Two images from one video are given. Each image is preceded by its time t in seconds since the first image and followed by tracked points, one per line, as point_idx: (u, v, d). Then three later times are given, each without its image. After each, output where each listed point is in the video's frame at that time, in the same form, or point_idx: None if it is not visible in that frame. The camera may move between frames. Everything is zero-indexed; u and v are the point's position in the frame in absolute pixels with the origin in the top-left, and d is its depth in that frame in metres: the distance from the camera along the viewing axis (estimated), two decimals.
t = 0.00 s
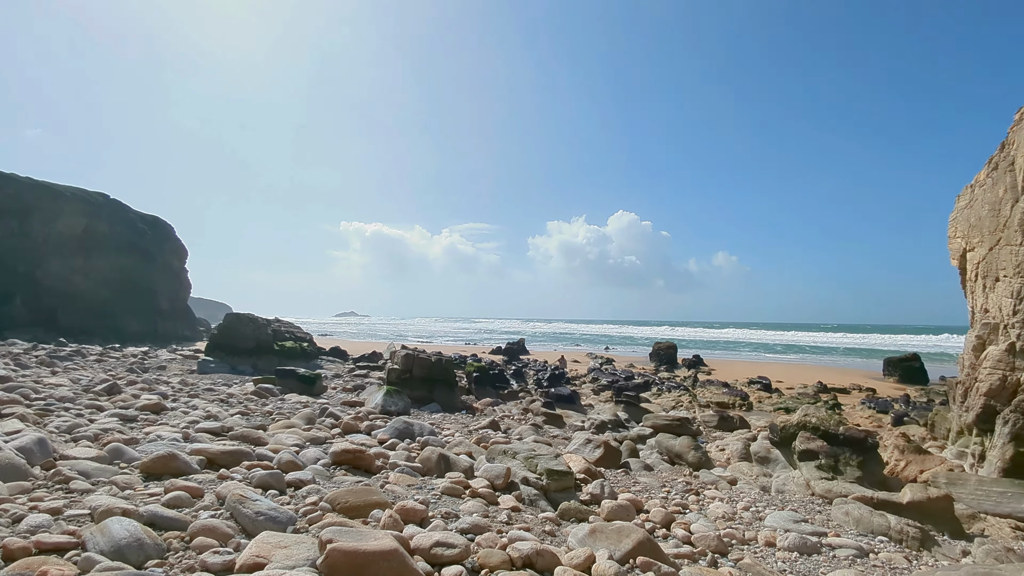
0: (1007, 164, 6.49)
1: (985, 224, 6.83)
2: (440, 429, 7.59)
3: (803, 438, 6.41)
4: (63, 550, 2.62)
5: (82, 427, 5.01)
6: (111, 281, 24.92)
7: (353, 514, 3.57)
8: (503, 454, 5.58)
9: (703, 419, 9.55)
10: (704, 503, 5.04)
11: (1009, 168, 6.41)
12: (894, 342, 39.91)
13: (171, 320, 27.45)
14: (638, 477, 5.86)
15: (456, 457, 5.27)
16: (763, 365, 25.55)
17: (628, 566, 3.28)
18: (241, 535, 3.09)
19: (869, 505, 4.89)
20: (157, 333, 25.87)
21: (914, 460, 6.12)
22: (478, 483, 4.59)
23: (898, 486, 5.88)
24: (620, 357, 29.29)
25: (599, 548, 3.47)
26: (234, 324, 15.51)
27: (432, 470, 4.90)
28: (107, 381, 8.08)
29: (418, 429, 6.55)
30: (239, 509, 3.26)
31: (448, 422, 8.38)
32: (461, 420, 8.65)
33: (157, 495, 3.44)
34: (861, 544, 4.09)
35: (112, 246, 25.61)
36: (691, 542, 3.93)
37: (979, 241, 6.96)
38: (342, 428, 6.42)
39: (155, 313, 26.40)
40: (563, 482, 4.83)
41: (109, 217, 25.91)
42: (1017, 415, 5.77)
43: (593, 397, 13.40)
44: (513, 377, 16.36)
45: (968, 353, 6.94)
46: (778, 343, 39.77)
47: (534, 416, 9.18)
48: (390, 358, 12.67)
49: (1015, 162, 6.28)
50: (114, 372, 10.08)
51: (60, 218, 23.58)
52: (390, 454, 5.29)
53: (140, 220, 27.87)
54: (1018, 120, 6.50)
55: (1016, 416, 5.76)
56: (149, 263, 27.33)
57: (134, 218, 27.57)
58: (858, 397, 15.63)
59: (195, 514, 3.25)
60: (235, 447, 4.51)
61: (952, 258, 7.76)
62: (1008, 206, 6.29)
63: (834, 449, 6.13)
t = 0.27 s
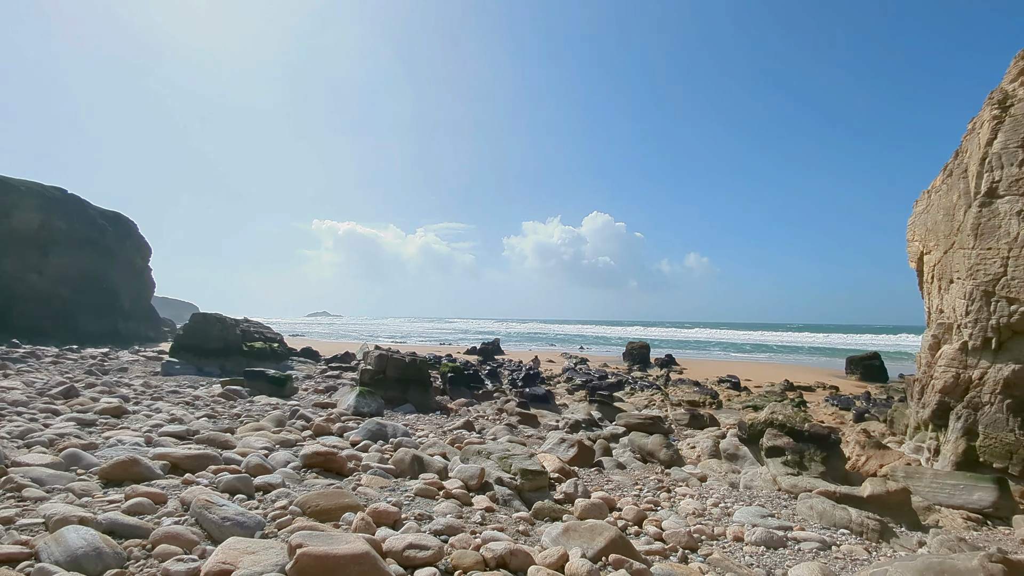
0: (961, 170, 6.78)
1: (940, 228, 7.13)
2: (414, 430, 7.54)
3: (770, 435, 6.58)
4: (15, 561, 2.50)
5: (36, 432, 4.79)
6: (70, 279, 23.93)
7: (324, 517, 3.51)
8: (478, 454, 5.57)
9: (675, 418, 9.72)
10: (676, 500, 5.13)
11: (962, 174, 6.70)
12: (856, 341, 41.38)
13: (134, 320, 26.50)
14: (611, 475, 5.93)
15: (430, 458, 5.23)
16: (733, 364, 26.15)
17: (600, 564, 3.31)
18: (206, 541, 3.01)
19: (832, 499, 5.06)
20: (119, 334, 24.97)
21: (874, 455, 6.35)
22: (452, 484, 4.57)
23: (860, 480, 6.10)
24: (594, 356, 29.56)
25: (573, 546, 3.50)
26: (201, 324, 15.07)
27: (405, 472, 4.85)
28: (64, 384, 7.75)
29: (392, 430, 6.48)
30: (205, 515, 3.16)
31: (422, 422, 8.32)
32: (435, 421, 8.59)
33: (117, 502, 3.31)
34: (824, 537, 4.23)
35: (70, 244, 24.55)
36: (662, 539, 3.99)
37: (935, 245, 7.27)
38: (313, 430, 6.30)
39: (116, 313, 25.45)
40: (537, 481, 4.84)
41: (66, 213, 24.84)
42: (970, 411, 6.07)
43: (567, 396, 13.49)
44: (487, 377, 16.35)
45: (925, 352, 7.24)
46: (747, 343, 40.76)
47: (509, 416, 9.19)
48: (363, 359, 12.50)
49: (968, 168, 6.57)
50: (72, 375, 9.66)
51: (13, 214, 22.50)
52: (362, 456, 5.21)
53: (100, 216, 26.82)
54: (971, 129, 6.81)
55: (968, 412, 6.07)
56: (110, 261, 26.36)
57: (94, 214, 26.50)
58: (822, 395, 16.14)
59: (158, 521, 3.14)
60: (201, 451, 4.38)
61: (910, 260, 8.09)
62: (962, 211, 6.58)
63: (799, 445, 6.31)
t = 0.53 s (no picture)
0: (916, 176, 7.09)
1: (896, 232, 7.44)
2: (386, 432, 7.45)
3: (736, 432, 6.75)
4: None
5: None
6: (21, 278, 22.80)
7: (292, 522, 3.44)
8: (450, 455, 5.54)
9: (646, 416, 9.87)
10: (646, 498, 5.21)
11: (917, 180, 7.01)
12: (819, 340, 42.80)
13: (90, 321, 25.40)
14: (583, 474, 5.98)
15: (402, 460, 5.17)
16: (702, 363, 26.72)
17: (572, 562, 3.34)
18: (167, 550, 2.90)
19: (795, 494, 5.22)
20: (74, 336, 23.89)
21: (835, 450, 6.59)
22: (424, 486, 4.53)
23: (821, 475, 6.31)
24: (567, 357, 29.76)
25: (545, 545, 3.52)
26: (163, 325, 14.55)
27: (376, 475, 4.79)
28: (15, 388, 7.37)
29: (363, 432, 6.39)
30: (166, 522, 3.06)
31: (394, 424, 8.22)
32: (408, 422, 8.50)
33: (72, 511, 3.17)
34: (788, 530, 4.36)
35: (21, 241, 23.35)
36: (633, 536, 4.05)
37: (892, 247, 7.58)
38: (282, 433, 6.16)
39: (71, 314, 24.34)
40: (510, 481, 4.85)
41: (17, 209, 23.62)
42: (923, 407, 6.37)
43: (540, 396, 13.55)
44: (461, 378, 16.28)
45: (882, 351, 7.54)
46: (715, 342, 41.70)
47: (482, 417, 9.17)
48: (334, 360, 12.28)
49: (922, 174, 6.87)
50: (23, 379, 9.20)
51: None
52: (332, 458, 5.12)
53: (54, 212, 25.62)
54: (925, 136, 7.13)
55: (922, 408, 6.36)
56: (65, 259, 25.22)
57: (47, 210, 25.27)
58: (786, 392, 16.64)
59: (116, 530, 3.02)
60: (162, 457, 4.23)
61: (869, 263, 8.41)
62: (916, 215, 6.88)
63: (764, 442, 6.49)
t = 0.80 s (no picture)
0: (870, 181, 7.40)
1: (851, 234, 7.76)
2: (353, 435, 7.32)
3: (701, 429, 6.92)
4: None
5: None
6: None
7: (255, 529, 3.34)
8: (419, 457, 5.49)
9: (614, 415, 10.00)
10: (615, 495, 5.28)
11: (871, 185, 7.32)
12: (780, 339, 44.28)
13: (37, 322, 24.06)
14: (553, 473, 6.02)
15: (370, 463, 5.10)
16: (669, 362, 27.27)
17: (541, 561, 3.36)
18: (121, 562, 2.78)
19: (757, 487, 5.39)
20: (18, 338, 22.57)
21: (794, 445, 6.83)
22: (393, 489, 4.47)
23: (782, 469, 6.53)
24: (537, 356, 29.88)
25: (515, 545, 3.53)
26: (117, 326, 13.90)
27: (343, 479, 4.71)
28: None
29: (330, 435, 6.26)
30: (120, 533, 2.93)
31: (362, 427, 8.08)
32: (376, 425, 8.38)
33: (16, 524, 3.00)
34: (750, 523, 4.50)
35: None
36: (601, 533, 4.10)
37: (847, 249, 7.90)
38: (244, 438, 5.98)
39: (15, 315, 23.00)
40: (480, 482, 4.84)
41: None
42: (875, 401, 6.67)
43: (511, 396, 13.57)
44: (430, 379, 16.15)
45: (837, 348, 7.85)
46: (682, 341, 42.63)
47: (452, 418, 9.12)
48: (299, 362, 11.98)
49: (875, 180, 7.18)
50: None
51: None
52: (298, 463, 5.01)
53: None
54: (877, 143, 7.45)
55: (874, 402, 6.67)
56: (7, 257, 23.78)
57: None
58: (749, 390, 17.15)
59: (65, 543, 2.88)
60: (116, 465, 4.05)
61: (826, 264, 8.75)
62: (869, 218, 7.20)
63: (728, 438, 6.67)
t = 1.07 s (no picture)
0: (821, 186, 7.73)
1: (805, 237, 8.09)
2: (316, 439, 7.15)
3: (664, 426, 7.07)
4: None
5: None
6: None
7: (211, 539, 3.22)
8: (384, 460, 5.41)
9: (580, 414, 10.11)
10: (580, 493, 5.34)
11: (822, 189, 7.64)
12: (738, 337, 45.73)
13: None
14: (519, 473, 6.04)
15: (333, 467, 5.00)
16: (633, 361, 27.78)
17: (507, 561, 3.37)
18: None
19: (717, 482, 5.55)
20: None
21: (752, 440, 7.07)
22: (356, 493, 4.40)
23: (740, 463, 6.75)
24: (504, 357, 29.93)
25: (480, 546, 3.53)
26: (61, 329, 13.15)
27: (305, 484, 4.60)
28: None
29: (291, 440, 6.10)
30: (63, 548, 2.77)
31: (325, 430, 7.91)
32: (340, 428, 8.21)
33: None
34: (710, 517, 4.63)
35: None
36: (567, 532, 4.15)
37: (801, 251, 8.23)
38: (200, 444, 5.76)
39: None
40: (446, 484, 4.81)
41: None
42: (827, 397, 6.99)
43: (477, 397, 13.54)
44: (396, 380, 15.95)
45: (792, 346, 8.16)
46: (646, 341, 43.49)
47: (418, 420, 9.03)
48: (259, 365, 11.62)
49: (826, 185, 7.50)
50: None
51: None
52: (257, 469, 4.86)
53: None
54: (829, 150, 7.77)
55: (825, 397, 6.99)
56: None
57: None
58: (709, 387, 17.64)
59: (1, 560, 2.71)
60: (59, 475, 3.84)
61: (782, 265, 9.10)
62: (821, 222, 7.52)
63: (689, 434, 6.84)
